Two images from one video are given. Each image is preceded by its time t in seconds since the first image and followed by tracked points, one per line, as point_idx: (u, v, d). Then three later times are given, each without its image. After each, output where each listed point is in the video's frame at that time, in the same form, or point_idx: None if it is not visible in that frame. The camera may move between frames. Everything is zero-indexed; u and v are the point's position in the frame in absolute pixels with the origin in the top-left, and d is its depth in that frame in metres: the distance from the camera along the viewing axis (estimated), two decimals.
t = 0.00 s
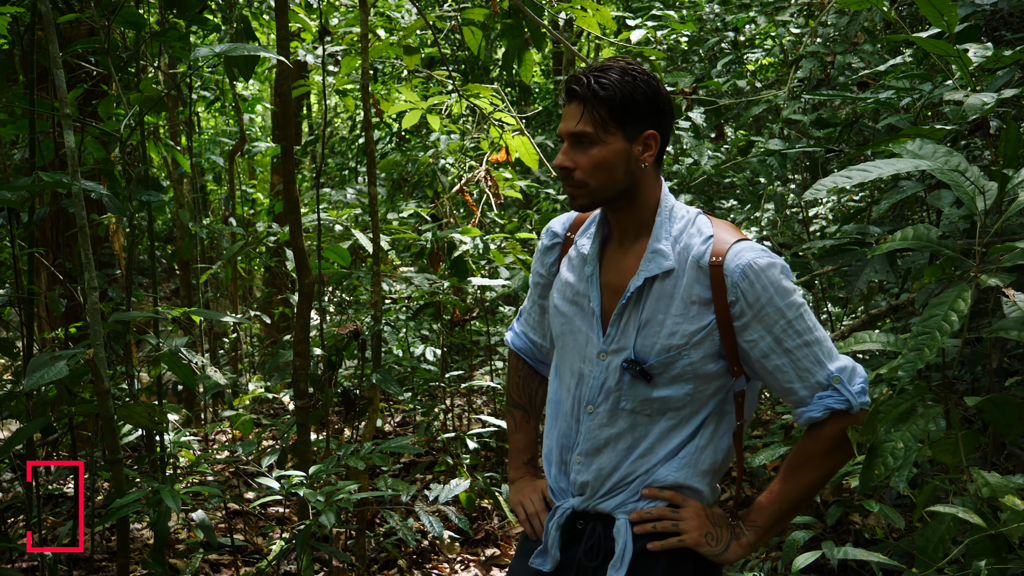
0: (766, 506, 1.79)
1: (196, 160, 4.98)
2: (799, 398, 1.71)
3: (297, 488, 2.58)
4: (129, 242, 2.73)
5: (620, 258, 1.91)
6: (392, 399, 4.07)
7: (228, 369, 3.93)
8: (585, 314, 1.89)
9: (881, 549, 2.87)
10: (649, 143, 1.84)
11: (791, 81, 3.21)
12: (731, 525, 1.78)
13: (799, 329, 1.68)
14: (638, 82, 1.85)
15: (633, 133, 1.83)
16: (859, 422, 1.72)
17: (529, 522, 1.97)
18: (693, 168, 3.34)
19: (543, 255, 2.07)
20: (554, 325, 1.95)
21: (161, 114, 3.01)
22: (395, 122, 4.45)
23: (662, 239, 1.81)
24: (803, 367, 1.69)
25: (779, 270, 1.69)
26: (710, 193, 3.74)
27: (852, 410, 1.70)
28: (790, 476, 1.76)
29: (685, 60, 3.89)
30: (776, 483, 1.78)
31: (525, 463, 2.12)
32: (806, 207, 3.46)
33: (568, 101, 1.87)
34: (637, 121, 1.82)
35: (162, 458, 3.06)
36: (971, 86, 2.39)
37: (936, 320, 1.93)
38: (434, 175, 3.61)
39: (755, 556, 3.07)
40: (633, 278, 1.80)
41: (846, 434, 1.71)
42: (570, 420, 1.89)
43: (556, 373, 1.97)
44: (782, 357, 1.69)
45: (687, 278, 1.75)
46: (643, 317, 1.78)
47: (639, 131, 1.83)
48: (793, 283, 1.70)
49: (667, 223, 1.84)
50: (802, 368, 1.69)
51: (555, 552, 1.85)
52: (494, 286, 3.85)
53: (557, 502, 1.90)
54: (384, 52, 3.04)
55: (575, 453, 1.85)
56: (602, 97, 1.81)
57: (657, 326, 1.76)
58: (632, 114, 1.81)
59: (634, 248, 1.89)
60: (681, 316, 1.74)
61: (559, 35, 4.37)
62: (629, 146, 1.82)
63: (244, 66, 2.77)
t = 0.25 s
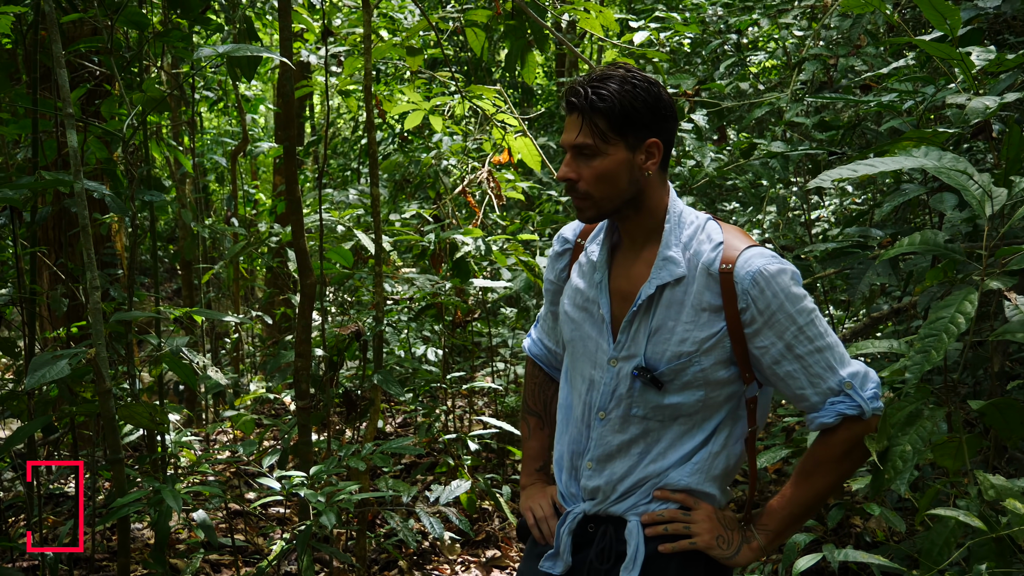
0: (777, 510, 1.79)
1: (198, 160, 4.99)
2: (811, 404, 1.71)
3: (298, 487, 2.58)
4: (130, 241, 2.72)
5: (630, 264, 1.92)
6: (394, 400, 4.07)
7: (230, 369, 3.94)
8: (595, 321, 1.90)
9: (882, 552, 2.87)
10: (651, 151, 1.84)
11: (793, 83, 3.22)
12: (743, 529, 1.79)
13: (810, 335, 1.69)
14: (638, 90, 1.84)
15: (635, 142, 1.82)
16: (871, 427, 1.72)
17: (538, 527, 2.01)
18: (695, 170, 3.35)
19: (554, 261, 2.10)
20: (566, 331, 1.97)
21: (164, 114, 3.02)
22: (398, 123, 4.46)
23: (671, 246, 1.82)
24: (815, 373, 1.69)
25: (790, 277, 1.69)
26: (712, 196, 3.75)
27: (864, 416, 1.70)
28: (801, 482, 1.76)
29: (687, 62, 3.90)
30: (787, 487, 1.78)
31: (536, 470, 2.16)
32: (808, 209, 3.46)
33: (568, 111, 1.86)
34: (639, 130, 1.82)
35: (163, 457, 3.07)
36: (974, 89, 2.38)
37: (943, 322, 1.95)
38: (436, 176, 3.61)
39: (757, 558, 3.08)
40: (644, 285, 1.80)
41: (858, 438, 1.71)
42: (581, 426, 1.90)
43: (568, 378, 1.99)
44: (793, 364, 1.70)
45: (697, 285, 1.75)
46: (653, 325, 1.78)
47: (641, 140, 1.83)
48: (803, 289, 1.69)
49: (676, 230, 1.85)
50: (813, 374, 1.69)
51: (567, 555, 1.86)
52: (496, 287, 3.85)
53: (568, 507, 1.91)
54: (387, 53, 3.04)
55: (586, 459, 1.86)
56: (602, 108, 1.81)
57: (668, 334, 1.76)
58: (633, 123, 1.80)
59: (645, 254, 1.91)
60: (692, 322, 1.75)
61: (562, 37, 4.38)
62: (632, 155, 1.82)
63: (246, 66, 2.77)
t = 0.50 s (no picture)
0: (785, 511, 1.80)
1: (199, 161, 4.99)
2: (820, 407, 1.71)
3: (299, 488, 2.58)
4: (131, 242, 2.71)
5: (638, 266, 1.92)
6: (395, 402, 4.07)
7: (231, 370, 3.94)
8: (602, 323, 1.90)
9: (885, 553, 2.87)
10: (661, 152, 1.84)
11: (795, 84, 3.22)
12: (750, 531, 1.79)
13: (819, 338, 1.69)
14: (647, 90, 1.85)
15: (645, 143, 1.83)
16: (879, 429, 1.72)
17: (543, 529, 2.00)
18: (696, 172, 3.35)
19: (560, 263, 2.11)
20: (572, 333, 1.97)
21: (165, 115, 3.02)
22: (399, 125, 4.46)
23: (681, 249, 1.82)
24: (824, 376, 1.69)
25: (799, 280, 1.69)
26: (713, 197, 3.75)
27: (872, 418, 1.70)
28: (809, 483, 1.77)
29: (688, 63, 3.90)
30: (795, 488, 1.79)
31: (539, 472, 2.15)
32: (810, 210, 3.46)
33: (577, 112, 1.86)
34: (649, 130, 1.82)
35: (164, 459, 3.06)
36: (975, 91, 2.37)
37: (951, 322, 1.93)
38: (437, 177, 3.61)
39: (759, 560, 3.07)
40: (654, 289, 1.80)
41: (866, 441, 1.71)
42: (588, 429, 1.90)
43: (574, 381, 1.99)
44: (803, 367, 1.70)
45: (707, 288, 1.75)
46: (662, 328, 1.78)
47: (651, 140, 1.83)
48: (813, 292, 1.69)
49: (685, 233, 1.85)
50: (822, 377, 1.69)
51: (574, 557, 1.86)
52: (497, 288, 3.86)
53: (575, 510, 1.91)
54: (388, 54, 3.04)
55: (592, 461, 1.86)
56: (612, 108, 1.81)
57: (677, 337, 1.76)
58: (643, 123, 1.81)
59: (652, 256, 1.90)
60: (701, 326, 1.74)
61: (563, 38, 4.38)
62: (641, 155, 1.83)
63: (247, 66, 2.77)
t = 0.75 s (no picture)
0: (791, 512, 1.81)
1: (200, 163, 4.99)
2: (825, 407, 1.72)
3: (300, 490, 2.58)
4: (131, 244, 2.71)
5: (643, 267, 1.92)
6: (396, 403, 4.07)
7: (232, 371, 3.94)
8: (608, 324, 1.90)
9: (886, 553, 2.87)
10: (666, 151, 1.84)
11: (795, 85, 3.21)
12: (755, 532, 1.79)
13: (826, 339, 1.69)
14: (651, 91, 1.84)
15: (650, 143, 1.82)
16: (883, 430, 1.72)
17: (545, 531, 2.00)
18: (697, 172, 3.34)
19: (564, 263, 2.11)
20: (576, 334, 1.97)
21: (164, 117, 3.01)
22: (399, 126, 4.46)
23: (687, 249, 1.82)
24: (830, 377, 1.70)
25: (806, 281, 1.70)
26: (714, 197, 3.75)
27: (877, 419, 1.70)
28: (814, 485, 1.77)
29: (689, 64, 3.91)
30: (801, 490, 1.79)
31: (538, 474, 2.15)
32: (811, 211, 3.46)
33: (581, 114, 1.86)
34: (653, 130, 1.82)
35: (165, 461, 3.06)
36: (975, 90, 2.36)
37: (958, 320, 1.93)
38: (438, 179, 3.61)
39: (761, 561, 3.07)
40: (662, 290, 1.80)
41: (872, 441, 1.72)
42: (592, 430, 1.90)
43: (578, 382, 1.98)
44: (809, 367, 1.70)
45: (714, 289, 1.76)
46: (669, 329, 1.78)
47: (655, 140, 1.83)
48: (820, 293, 1.70)
49: (692, 234, 1.85)
50: (829, 378, 1.70)
51: (578, 560, 1.86)
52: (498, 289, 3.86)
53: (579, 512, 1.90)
54: (389, 55, 3.03)
55: (597, 462, 1.86)
56: (616, 109, 1.80)
57: (684, 337, 1.76)
58: (648, 124, 1.81)
59: (658, 257, 1.90)
60: (708, 326, 1.74)
61: (564, 39, 4.38)
62: (646, 156, 1.82)
63: (246, 68, 2.76)
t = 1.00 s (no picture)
0: (793, 514, 1.81)
1: (200, 164, 5.00)
2: (829, 410, 1.71)
3: (300, 491, 2.58)
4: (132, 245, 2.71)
5: (648, 268, 1.92)
6: (397, 405, 4.08)
7: (233, 372, 3.94)
8: (612, 324, 1.91)
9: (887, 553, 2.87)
10: (667, 148, 1.84)
11: (796, 85, 3.22)
12: (756, 534, 1.79)
13: (830, 342, 1.69)
14: (638, 93, 1.85)
15: (651, 143, 1.82)
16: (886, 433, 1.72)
17: (546, 532, 2.01)
18: (698, 173, 3.35)
19: (570, 263, 2.11)
20: (581, 335, 1.97)
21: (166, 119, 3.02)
22: (400, 126, 4.46)
23: (695, 251, 1.82)
24: (834, 379, 1.70)
25: (812, 283, 1.70)
26: (715, 198, 3.75)
27: (881, 421, 1.70)
28: (817, 488, 1.77)
29: (690, 64, 3.92)
30: (803, 491, 1.79)
31: (541, 474, 2.15)
32: (812, 211, 3.47)
33: (573, 131, 1.84)
34: (651, 129, 1.82)
35: (166, 462, 3.06)
36: (974, 90, 2.36)
37: (957, 321, 1.93)
38: (439, 179, 3.61)
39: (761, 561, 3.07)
40: (668, 291, 1.80)
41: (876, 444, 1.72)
42: (595, 430, 1.90)
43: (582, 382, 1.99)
44: (813, 370, 1.70)
45: (720, 291, 1.76)
46: (674, 330, 1.78)
47: (655, 139, 1.83)
48: (825, 296, 1.70)
49: (698, 236, 1.85)
50: (833, 380, 1.70)
51: (579, 561, 1.86)
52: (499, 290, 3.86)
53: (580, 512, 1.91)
54: (389, 56, 3.02)
55: (599, 463, 1.86)
56: (612, 118, 1.79)
57: (689, 339, 1.76)
58: (645, 124, 1.81)
59: (664, 259, 1.91)
60: (713, 328, 1.74)
61: (565, 40, 4.39)
62: (651, 155, 1.82)
63: (248, 69, 2.76)
